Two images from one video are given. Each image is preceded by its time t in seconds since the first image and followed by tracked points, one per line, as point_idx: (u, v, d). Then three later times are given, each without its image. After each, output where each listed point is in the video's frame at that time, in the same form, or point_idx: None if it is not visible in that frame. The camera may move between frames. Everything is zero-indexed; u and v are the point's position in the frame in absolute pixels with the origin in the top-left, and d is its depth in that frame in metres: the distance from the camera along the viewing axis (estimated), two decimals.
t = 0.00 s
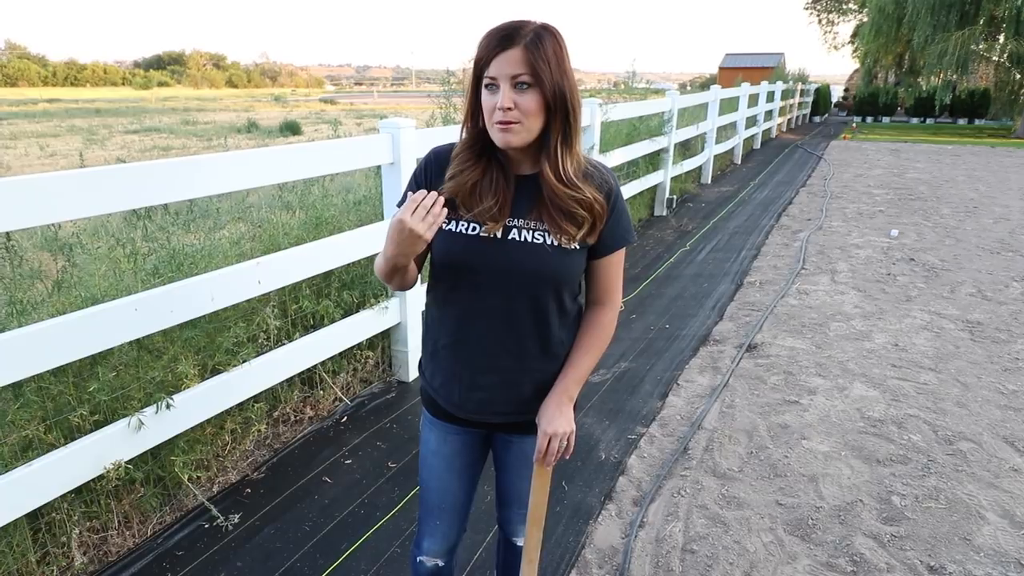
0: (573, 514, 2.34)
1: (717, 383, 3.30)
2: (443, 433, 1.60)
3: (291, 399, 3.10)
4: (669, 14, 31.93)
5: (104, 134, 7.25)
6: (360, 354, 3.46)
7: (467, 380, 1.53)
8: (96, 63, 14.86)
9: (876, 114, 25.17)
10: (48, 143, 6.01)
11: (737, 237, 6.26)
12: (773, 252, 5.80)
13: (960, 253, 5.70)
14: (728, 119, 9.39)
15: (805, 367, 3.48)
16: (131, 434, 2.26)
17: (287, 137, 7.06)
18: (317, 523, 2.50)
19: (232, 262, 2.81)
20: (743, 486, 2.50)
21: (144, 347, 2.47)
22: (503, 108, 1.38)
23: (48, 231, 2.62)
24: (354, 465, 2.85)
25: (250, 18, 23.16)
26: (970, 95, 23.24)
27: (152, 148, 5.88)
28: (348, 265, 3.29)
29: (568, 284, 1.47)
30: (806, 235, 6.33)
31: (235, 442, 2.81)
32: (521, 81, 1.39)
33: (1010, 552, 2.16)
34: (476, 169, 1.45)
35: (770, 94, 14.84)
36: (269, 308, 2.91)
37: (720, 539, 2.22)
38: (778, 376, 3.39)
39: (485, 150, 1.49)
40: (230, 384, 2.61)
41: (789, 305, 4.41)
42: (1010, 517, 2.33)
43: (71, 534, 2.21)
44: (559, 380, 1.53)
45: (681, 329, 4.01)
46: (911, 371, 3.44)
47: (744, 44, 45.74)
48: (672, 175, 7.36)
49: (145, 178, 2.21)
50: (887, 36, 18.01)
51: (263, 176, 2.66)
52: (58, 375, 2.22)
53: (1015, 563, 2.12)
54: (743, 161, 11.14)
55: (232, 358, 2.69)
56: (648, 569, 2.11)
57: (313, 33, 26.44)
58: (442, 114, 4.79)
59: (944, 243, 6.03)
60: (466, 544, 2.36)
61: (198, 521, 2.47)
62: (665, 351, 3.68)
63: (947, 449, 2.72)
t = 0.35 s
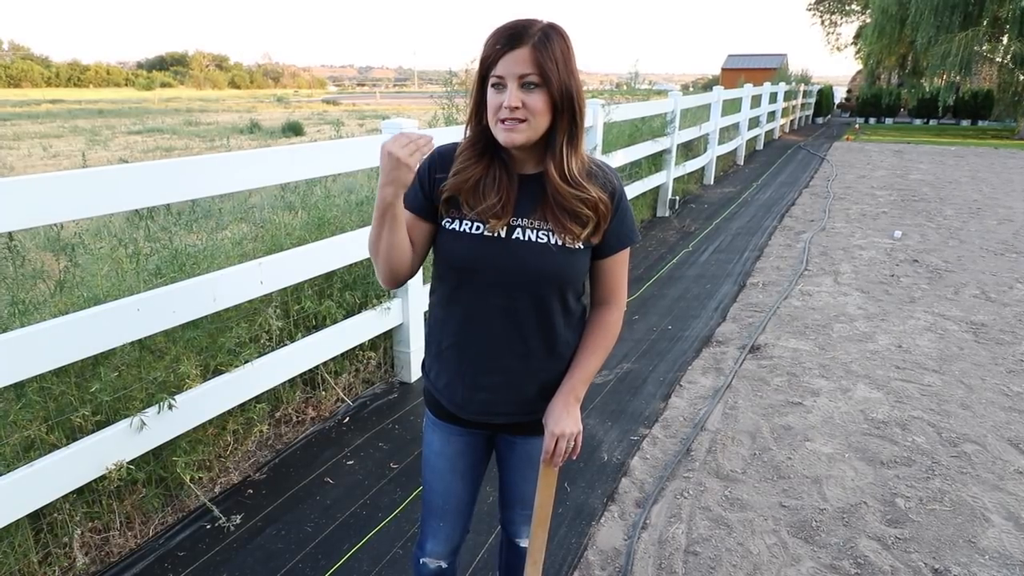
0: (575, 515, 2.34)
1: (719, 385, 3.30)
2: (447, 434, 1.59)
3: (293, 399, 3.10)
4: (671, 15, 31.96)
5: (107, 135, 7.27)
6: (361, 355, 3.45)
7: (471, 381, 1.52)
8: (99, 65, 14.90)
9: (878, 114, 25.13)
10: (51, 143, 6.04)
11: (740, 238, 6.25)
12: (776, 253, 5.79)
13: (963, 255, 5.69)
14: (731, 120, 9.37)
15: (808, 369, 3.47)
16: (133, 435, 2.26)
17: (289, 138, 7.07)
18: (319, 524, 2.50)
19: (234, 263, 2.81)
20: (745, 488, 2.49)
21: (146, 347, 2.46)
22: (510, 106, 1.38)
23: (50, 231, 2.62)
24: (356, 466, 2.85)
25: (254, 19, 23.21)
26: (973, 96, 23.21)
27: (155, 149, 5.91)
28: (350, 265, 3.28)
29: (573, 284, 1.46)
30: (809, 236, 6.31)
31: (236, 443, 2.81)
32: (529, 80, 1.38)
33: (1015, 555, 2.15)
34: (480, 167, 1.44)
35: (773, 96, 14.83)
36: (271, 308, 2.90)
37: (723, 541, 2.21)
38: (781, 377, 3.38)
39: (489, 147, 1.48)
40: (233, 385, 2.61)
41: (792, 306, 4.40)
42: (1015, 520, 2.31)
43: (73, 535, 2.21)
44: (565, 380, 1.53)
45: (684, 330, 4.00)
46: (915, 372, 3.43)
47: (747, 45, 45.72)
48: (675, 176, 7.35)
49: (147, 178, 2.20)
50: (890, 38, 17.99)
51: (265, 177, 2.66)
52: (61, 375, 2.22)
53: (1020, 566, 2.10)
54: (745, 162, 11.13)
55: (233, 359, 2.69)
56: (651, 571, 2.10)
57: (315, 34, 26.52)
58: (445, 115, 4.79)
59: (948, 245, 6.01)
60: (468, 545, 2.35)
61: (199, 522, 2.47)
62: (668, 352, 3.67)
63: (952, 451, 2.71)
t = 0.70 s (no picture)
0: (581, 518, 2.33)
1: (725, 387, 3.28)
2: (454, 438, 1.59)
3: (297, 401, 3.09)
4: (673, 16, 31.93)
5: (110, 135, 7.26)
6: (365, 356, 3.44)
7: (478, 385, 1.51)
8: (101, 65, 14.89)
9: (881, 115, 25.08)
10: (53, 144, 6.03)
11: (743, 239, 6.23)
12: (780, 254, 5.78)
13: (969, 256, 5.67)
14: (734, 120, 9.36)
15: (813, 371, 3.46)
16: (138, 436, 2.25)
17: (292, 138, 7.07)
18: (324, 526, 2.49)
19: (238, 264, 2.80)
20: (752, 491, 2.48)
21: (151, 348, 2.46)
22: (544, 104, 1.39)
23: (54, 232, 2.62)
24: (361, 468, 2.84)
25: (256, 19, 23.20)
26: (976, 97, 23.16)
27: (158, 149, 5.90)
28: (355, 266, 3.27)
29: (581, 286, 1.45)
30: (813, 237, 6.30)
31: (241, 444, 2.81)
32: (566, 83, 1.40)
33: None
34: (492, 164, 1.44)
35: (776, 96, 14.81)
36: (276, 310, 2.90)
37: (730, 544, 2.20)
38: (787, 379, 3.36)
39: (503, 146, 1.48)
40: (237, 386, 2.60)
41: (797, 308, 4.39)
42: None
43: (77, 536, 2.20)
44: (572, 383, 1.52)
45: (688, 331, 3.99)
46: (921, 375, 3.41)
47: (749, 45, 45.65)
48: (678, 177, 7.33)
49: (153, 179, 2.20)
50: (894, 38, 17.96)
51: (269, 177, 2.66)
52: (66, 376, 2.22)
53: None
54: (748, 163, 11.11)
55: (238, 360, 2.68)
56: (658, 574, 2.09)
57: (318, 34, 26.51)
58: (449, 116, 4.78)
59: (953, 246, 5.99)
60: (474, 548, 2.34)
61: (204, 524, 2.46)
62: (673, 354, 3.66)
63: (959, 454, 2.69)
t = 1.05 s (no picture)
0: (589, 521, 2.32)
1: (732, 389, 3.27)
2: (464, 443, 1.58)
3: (302, 402, 3.08)
4: (674, 17, 31.96)
5: (112, 135, 7.26)
6: (371, 358, 3.43)
7: (490, 389, 1.51)
8: (103, 65, 14.90)
9: (883, 115, 25.08)
10: (56, 144, 6.03)
11: (747, 240, 6.22)
12: (784, 255, 5.77)
13: (973, 257, 5.66)
14: (737, 121, 9.35)
15: (820, 373, 3.45)
16: (144, 438, 2.24)
17: (294, 139, 7.06)
18: (330, 528, 2.48)
19: (244, 266, 2.79)
20: (760, 494, 2.47)
21: (156, 350, 2.45)
22: (556, 109, 1.38)
23: (60, 234, 2.61)
24: (367, 470, 2.83)
25: (258, 20, 23.23)
26: (979, 97, 23.15)
27: (161, 149, 5.90)
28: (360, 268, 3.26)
29: (593, 290, 1.44)
30: (817, 238, 6.29)
31: (246, 446, 2.80)
32: (578, 87, 1.39)
33: None
34: (504, 168, 1.43)
35: (778, 97, 14.81)
36: (281, 311, 2.89)
37: (739, 548, 2.19)
38: (794, 381, 3.35)
39: (515, 149, 1.47)
40: (243, 388, 2.59)
41: (802, 309, 4.37)
42: None
43: (83, 540, 2.20)
44: (585, 388, 1.51)
45: (694, 332, 3.98)
46: (928, 377, 3.40)
47: (751, 45, 45.61)
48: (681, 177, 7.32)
49: (159, 181, 2.20)
50: (896, 39, 17.96)
51: (275, 179, 2.65)
52: (72, 379, 2.21)
53: None
54: (751, 164, 11.10)
55: (243, 362, 2.67)
56: None
57: (319, 34, 26.51)
58: (454, 117, 4.78)
59: (957, 247, 5.98)
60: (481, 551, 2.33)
61: (210, 526, 2.45)
62: (678, 355, 3.65)
63: (968, 457, 2.68)
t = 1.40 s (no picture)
0: (596, 523, 2.31)
1: (737, 389, 3.26)
2: (474, 446, 1.56)
3: (305, 404, 3.07)
4: (673, 17, 31.98)
5: (111, 135, 7.23)
6: (374, 359, 3.42)
7: (501, 392, 1.49)
8: (101, 65, 14.85)
9: (882, 115, 25.10)
10: (55, 144, 5.99)
11: (749, 239, 6.21)
12: (786, 255, 5.76)
13: (976, 257, 5.65)
14: (738, 121, 9.35)
15: (825, 373, 3.44)
16: (148, 441, 2.23)
17: (293, 139, 7.03)
18: (335, 531, 2.46)
19: (247, 267, 2.77)
20: (768, 495, 2.46)
21: (159, 352, 2.43)
22: (566, 107, 1.36)
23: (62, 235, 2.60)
24: (371, 472, 2.81)
25: (257, 19, 23.18)
26: (977, 97, 23.18)
27: (160, 149, 5.87)
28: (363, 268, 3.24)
29: (606, 293, 1.43)
30: (819, 238, 6.28)
31: (250, 448, 2.78)
32: (588, 84, 1.38)
33: None
34: (515, 169, 1.42)
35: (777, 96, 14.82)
36: (285, 312, 2.87)
37: (748, 550, 2.18)
38: (799, 382, 3.34)
39: (525, 150, 1.46)
40: (247, 389, 2.58)
41: (806, 309, 4.36)
42: None
43: (86, 543, 2.18)
44: (598, 392, 1.50)
45: (697, 333, 3.97)
46: (934, 377, 3.39)
47: (750, 44, 45.59)
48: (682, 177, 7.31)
49: (161, 182, 2.18)
50: (895, 39, 17.99)
51: (278, 179, 2.64)
52: (75, 382, 2.19)
53: None
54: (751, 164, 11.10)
55: (247, 364, 2.65)
56: None
57: (318, 34, 26.45)
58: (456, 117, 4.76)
59: (959, 247, 5.97)
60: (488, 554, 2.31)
61: (213, 529, 2.44)
62: (682, 356, 3.64)
63: (975, 457, 2.68)
